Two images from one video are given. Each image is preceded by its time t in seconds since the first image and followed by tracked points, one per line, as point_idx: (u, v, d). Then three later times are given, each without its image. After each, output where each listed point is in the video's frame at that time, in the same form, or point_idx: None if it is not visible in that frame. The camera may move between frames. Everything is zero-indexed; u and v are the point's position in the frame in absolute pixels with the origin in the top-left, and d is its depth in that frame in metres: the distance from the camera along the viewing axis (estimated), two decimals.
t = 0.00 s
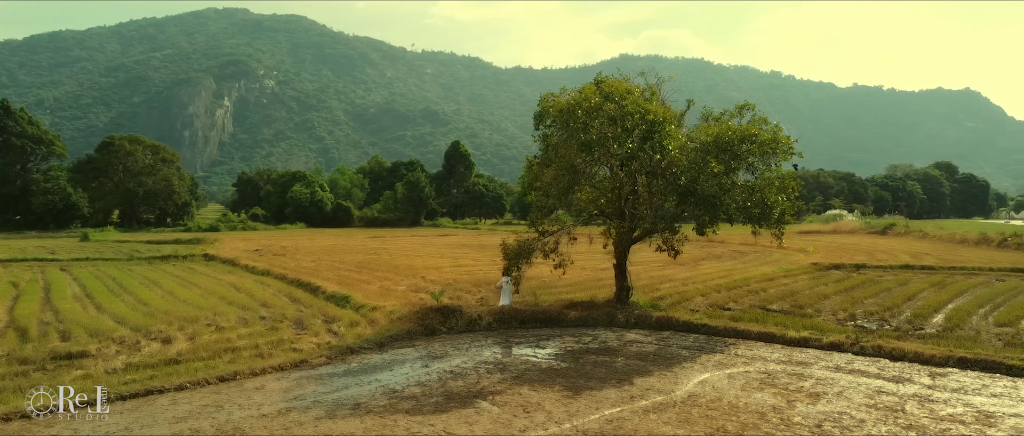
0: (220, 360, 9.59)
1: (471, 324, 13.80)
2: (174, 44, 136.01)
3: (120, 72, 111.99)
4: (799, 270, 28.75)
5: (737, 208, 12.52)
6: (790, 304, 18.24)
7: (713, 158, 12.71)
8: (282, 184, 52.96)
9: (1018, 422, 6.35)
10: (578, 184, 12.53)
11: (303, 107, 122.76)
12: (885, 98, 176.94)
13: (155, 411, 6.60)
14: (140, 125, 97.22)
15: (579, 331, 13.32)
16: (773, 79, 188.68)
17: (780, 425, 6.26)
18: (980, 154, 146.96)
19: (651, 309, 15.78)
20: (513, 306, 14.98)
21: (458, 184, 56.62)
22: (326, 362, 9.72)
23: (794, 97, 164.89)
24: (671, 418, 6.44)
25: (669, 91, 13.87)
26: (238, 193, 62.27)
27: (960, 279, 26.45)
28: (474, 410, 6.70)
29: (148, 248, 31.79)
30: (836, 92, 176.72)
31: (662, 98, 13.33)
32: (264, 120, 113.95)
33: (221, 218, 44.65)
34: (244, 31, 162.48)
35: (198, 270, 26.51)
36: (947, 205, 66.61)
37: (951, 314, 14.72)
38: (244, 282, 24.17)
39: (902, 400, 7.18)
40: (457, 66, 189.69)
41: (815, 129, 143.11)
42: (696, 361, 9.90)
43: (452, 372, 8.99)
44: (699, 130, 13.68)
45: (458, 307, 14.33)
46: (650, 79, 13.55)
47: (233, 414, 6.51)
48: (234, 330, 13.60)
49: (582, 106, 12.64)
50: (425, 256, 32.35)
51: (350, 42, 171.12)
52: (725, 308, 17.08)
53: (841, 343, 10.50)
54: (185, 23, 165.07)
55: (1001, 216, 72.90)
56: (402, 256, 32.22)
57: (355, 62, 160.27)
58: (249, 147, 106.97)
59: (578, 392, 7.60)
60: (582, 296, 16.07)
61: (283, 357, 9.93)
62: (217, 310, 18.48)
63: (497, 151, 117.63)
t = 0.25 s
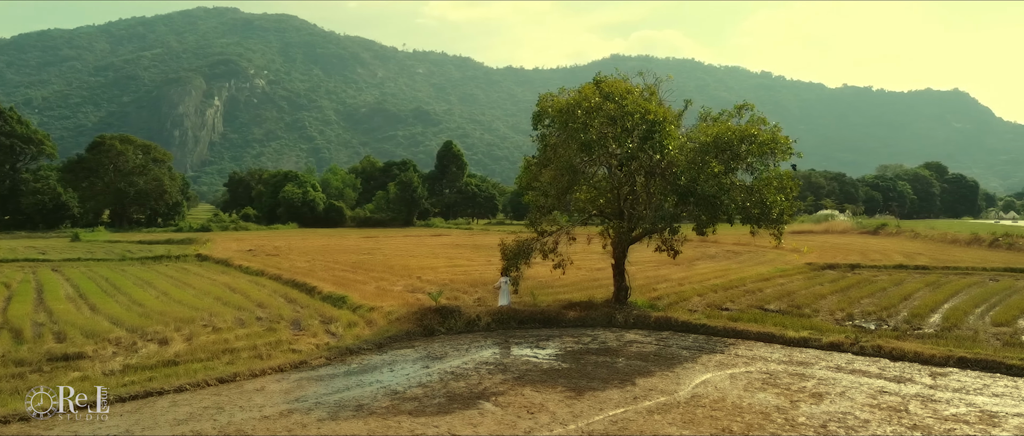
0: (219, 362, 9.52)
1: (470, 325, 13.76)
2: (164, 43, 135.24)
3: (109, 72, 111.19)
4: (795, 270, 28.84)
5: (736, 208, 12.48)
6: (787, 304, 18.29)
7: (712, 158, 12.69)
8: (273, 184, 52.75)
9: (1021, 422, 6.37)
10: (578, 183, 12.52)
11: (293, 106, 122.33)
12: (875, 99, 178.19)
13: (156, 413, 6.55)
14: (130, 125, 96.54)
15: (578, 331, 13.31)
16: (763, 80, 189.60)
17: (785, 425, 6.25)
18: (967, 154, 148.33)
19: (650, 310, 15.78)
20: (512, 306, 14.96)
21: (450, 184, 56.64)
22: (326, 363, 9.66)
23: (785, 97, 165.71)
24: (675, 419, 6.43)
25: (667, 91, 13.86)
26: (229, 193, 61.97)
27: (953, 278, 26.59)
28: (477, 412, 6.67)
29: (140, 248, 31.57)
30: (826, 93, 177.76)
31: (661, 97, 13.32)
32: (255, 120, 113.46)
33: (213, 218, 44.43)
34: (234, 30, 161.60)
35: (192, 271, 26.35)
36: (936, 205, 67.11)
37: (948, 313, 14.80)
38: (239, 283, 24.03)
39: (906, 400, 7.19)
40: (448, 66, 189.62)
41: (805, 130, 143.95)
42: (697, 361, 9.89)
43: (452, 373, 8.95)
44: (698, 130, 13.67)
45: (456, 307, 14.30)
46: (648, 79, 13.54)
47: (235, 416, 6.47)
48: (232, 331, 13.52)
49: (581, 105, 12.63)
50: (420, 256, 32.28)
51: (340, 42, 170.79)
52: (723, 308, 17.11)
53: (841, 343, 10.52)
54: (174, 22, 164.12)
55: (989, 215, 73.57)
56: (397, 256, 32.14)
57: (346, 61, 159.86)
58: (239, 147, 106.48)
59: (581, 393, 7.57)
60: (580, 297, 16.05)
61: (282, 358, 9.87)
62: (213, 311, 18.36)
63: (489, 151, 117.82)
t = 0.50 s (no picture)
0: (218, 363, 9.45)
1: (469, 325, 13.73)
2: (153, 43, 134.43)
3: (98, 71, 110.30)
4: (790, 270, 28.94)
5: (737, 209, 12.48)
6: (783, 304, 18.32)
7: (711, 158, 12.70)
8: (265, 183, 52.55)
9: None
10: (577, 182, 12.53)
11: (284, 106, 121.91)
12: (864, 99, 179.38)
13: (156, 416, 6.50)
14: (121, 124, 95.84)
15: (578, 331, 13.33)
16: (753, 80, 190.43)
17: (790, 426, 6.24)
18: (954, 155, 149.69)
19: (647, 309, 15.77)
20: (510, 307, 14.94)
21: (443, 184, 56.02)
22: (326, 363, 9.62)
23: (775, 98, 166.53)
24: (680, 420, 6.42)
25: (666, 91, 13.85)
26: (220, 193, 61.65)
27: (948, 278, 26.69)
28: (480, 413, 6.62)
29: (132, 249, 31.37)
30: (816, 94, 178.79)
31: (661, 97, 13.31)
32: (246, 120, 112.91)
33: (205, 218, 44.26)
34: (224, 29, 160.74)
35: (186, 271, 26.21)
36: (926, 205, 67.52)
37: (945, 313, 14.86)
38: (233, 284, 23.91)
39: (907, 400, 7.20)
40: (439, 65, 189.49)
41: (796, 130, 144.70)
42: (698, 361, 9.91)
43: (453, 374, 8.91)
44: (697, 130, 13.67)
45: (455, 308, 14.28)
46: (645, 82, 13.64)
47: (237, 418, 6.44)
48: (229, 332, 13.44)
49: (580, 105, 12.63)
50: (414, 256, 32.21)
51: (331, 41, 170.29)
52: (720, 308, 17.14)
53: (841, 343, 10.54)
54: (164, 21, 163.07)
55: (978, 215, 74.17)
56: (393, 256, 32.07)
57: (337, 61, 159.40)
58: (229, 147, 106.00)
59: (584, 393, 7.56)
60: (579, 297, 16.04)
61: (281, 359, 9.81)
62: (209, 311, 18.25)
63: (481, 151, 117.99)
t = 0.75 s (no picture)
0: (217, 364, 9.38)
1: (468, 325, 13.69)
2: (143, 42, 133.49)
3: (87, 70, 109.38)
4: (785, 270, 29.06)
5: (737, 209, 12.47)
6: (780, 303, 18.34)
7: (711, 158, 12.71)
8: (257, 183, 52.24)
9: None
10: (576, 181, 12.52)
11: (274, 106, 121.42)
12: (853, 100, 180.50)
13: (156, 418, 6.45)
14: (111, 124, 95.11)
15: (577, 331, 13.33)
16: (743, 80, 191.16)
17: (794, 426, 6.24)
18: (942, 155, 151.00)
19: (645, 309, 15.76)
20: (509, 307, 14.90)
21: (435, 184, 56.47)
22: (326, 365, 9.55)
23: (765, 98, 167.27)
24: (685, 420, 6.41)
25: (665, 91, 13.85)
26: (211, 193, 61.23)
27: (942, 278, 26.83)
28: (485, 414, 6.60)
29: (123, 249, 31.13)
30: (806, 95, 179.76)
31: (660, 96, 13.31)
32: (237, 120, 112.39)
33: (196, 218, 44.05)
34: (214, 29, 159.76)
35: (179, 271, 26.02)
36: (916, 205, 67.87)
37: (943, 313, 14.90)
38: (228, 284, 23.76)
39: (911, 400, 7.20)
40: (430, 65, 189.19)
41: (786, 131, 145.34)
42: (699, 361, 9.91)
43: (455, 375, 8.86)
44: (696, 130, 13.67)
45: (453, 308, 14.24)
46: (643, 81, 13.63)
47: (239, 420, 6.41)
48: (226, 333, 13.33)
49: (581, 105, 12.62)
50: (409, 256, 32.13)
51: (322, 41, 169.76)
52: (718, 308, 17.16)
53: (840, 343, 10.56)
54: (154, 19, 161.91)
55: (966, 215, 74.80)
56: (388, 256, 31.98)
57: (328, 61, 158.84)
58: (219, 147, 105.41)
59: (587, 394, 7.53)
60: (577, 298, 16.02)
61: (281, 360, 9.75)
62: (204, 312, 18.11)
63: (472, 152, 118.15)
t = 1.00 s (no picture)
0: (216, 365, 9.31)
1: (467, 326, 13.65)
2: (132, 41, 132.51)
3: (76, 69, 108.44)
4: (780, 270, 29.13)
5: (736, 210, 12.49)
6: (777, 303, 18.36)
7: (710, 158, 12.76)
8: (249, 183, 51.89)
9: None
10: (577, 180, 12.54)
11: (265, 106, 120.89)
12: (844, 101, 181.57)
13: (157, 421, 6.41)
14: (100, 124, 94.38)
15: (576, 331, 13.32)
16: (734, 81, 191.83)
17: (800, 426, 6.23)
18: (930, 156, 152.07)
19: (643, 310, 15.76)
20: (508, 307, 14.89)
21: (428, 184, 56.14)
22: (326, 366, 9.48)
23: (756, 99, 167.93)
24: (690, 421, 6.39)
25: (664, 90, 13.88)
26: (202, 193, 60.78)
27: (936, 278, 26.92)
28: (490, 415, 6.59)
29: (115, 250, 30.90)
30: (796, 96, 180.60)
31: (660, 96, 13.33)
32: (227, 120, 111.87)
33: (187, 218, 43.80)
34: (204, 28, 158.79)
35: (173, 272, 25.84)
36: (906, 205, 68.23)
37: (941, 313, 14.97)
38: (223, 284, 23.62)
39: (913, 400, 7.22)
40: (422, 65, 188.80)
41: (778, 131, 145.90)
42: (700, 361, 9.91)
43: (457, 375, 8.83)
44: (695, 129, 13.71)
45: (452, 308, 14.20)
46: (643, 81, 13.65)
47: (241, 422, 6.38)
48: (225, 333, 13.24)
49: (581, 104, 12.61)
50: (404, 257, 32.07)
51: (312, 41, 169.20)
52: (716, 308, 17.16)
53: (840, 343, 10.58)
54: (143, 18, 160.75)
55: (957, 215, 75.30)
56: (384, 256, 31.90)
57: (318, 60, 158.30)
58: (209, 146, 104.77)
59: (591, 395, 7.50)
60: (576, 298, 16.01)
61: (281, 361, 9.67)
62: (201, 312, 17.97)
63: (463, 152, 118.29)
